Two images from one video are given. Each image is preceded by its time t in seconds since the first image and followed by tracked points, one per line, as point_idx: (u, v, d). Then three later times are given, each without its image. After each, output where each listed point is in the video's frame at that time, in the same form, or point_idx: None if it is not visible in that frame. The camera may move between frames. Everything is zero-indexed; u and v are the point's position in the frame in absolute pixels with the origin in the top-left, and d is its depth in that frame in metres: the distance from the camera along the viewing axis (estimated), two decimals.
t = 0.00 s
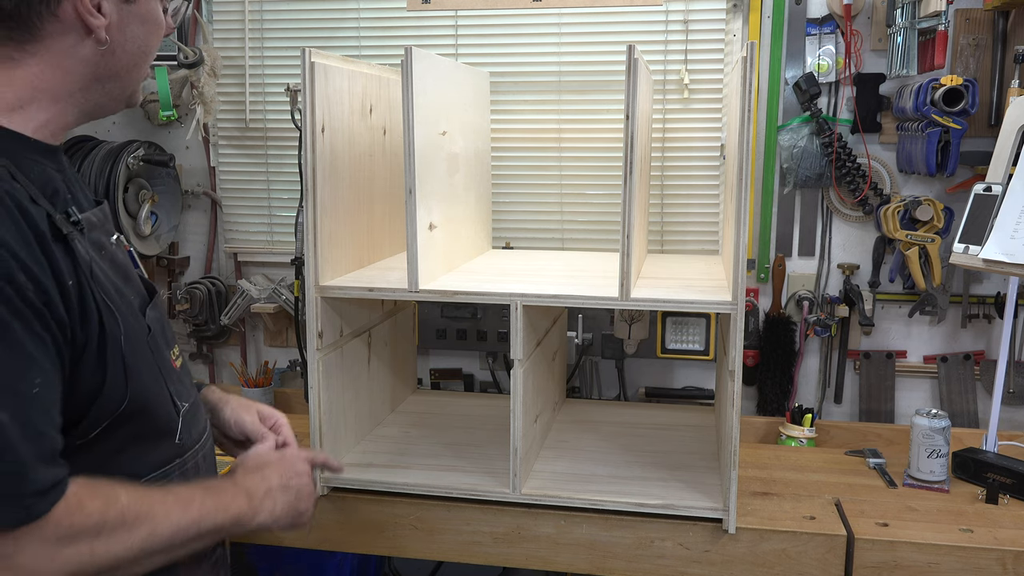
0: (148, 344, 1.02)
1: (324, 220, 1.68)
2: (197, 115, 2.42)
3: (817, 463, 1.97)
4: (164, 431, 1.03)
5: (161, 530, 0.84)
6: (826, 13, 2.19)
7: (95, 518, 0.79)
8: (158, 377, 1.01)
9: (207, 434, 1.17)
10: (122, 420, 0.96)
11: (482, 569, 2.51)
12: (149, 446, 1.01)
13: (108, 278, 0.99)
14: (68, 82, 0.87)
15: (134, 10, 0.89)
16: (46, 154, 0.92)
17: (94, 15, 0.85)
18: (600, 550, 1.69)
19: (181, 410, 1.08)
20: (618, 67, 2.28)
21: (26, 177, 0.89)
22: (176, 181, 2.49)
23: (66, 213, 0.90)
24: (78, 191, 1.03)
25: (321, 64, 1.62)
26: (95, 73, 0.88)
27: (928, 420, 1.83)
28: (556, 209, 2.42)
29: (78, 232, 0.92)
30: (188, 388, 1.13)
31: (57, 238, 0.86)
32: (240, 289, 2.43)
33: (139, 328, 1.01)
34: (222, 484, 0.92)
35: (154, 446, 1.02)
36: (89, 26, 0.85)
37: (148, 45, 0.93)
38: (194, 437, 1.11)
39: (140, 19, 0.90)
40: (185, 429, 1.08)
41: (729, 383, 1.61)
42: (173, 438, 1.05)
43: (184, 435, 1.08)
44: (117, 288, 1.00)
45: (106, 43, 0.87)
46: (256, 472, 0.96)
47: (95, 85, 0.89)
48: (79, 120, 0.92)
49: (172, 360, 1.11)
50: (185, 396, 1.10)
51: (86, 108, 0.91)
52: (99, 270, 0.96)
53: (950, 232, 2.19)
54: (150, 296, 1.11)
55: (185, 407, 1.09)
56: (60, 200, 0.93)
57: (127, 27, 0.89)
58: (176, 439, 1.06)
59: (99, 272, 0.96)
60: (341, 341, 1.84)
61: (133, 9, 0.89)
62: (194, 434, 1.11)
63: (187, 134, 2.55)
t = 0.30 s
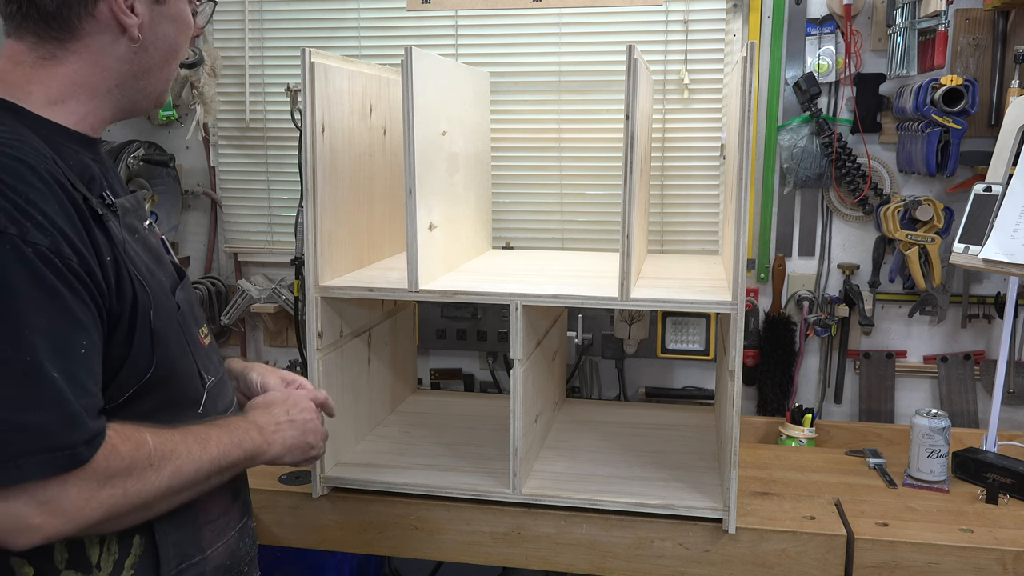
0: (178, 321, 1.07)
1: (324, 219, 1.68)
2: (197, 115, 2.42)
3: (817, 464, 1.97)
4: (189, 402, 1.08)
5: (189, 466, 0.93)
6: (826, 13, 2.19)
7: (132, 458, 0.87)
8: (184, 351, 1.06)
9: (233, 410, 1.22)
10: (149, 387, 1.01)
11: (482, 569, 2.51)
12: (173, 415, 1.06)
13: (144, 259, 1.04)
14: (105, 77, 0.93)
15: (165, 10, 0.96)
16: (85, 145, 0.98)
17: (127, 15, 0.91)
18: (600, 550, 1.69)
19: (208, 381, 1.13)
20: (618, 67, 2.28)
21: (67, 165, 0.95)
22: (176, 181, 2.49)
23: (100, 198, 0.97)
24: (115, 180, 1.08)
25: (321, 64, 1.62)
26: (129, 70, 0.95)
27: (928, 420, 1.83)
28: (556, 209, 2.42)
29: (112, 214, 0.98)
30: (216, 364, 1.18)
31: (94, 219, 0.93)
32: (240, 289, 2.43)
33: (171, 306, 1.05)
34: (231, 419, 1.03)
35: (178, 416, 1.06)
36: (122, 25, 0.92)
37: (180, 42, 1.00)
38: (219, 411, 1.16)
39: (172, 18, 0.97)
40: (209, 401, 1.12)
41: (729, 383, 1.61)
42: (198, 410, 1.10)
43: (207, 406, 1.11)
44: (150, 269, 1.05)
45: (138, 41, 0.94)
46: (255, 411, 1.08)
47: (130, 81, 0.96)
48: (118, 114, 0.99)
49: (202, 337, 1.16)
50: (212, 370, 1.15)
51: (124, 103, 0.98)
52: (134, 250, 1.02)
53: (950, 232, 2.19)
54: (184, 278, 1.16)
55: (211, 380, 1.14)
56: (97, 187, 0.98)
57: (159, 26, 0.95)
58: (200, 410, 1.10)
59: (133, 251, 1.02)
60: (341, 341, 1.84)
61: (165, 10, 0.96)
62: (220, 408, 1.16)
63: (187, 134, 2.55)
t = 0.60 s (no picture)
0: (189, 312, 1.12)
1: (324, 220, 1.68)
2: (198, 115, 2.42)
3: (817, 464, 1.97)
4: (201, 387, 1.14)
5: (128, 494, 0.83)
6: (826, 13, 2.18)
7: (45, 462, 0.79)
8: (196, 340, 1.12)
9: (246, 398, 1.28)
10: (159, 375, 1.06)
11: (482, 569, 2.51)
12: (186, 399, 1.13)
13: (156, 251, 1.09)
14: (124, 74, 0.99)
15: (181, 11, 1.01)
16: (101, 141, 1.04)
17: (144, 15, 0.96)
18: (600, 550, 1.69)
19: (220, 369, 1.20)
20: (618, 67, 2.28)
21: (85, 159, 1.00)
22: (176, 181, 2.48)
23: (116, 191, 1.03)
24: (133, 175, 1.13)
25: (321, 64, 1.62)
26: (148, 68, 1.00)
27: (928, 420, 1.83)
28: (556, 209, 2.42)
29: (126, 209, 1.02)
30: (228, 353, 1.25)
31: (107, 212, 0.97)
32: (240, 290, 2.43)
33: (183, 298, 1.10)
34: (213, 467, 0.92)
35: (192, 401, 1.14)
36: (140, 24, 0.97)
37: (196, 42, 1.05)
38: (232, 398, 1.22)
39: (187, 19, 1.02)
40: (222, 389, 1.20)
41: (729, 383, 1.61)
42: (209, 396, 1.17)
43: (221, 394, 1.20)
44: (163, 261, 1.10)
45: (154, 40, 0.99)
46: (248, 461, 0.96)
47: (147, 79, 1.01)
48: (136, 108, 1.05)
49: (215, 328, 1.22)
50: (224, 359, 1.22)
51: (143, 98, 1.03)
52: (148, 244, 1.07)
53: (950, 232, 2.19)
54: (196, 271, 1.21)
55: (223, 368, 1.21)
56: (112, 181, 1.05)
57: (174, 26, 1.01)
58: (215, 396, 1.18)
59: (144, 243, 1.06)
60: (341, 341, 1.84)
61: (181, 11, 1.01)
62: (232, 395, 1.22)
63: (187, 134, 2.55)
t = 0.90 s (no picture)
0: (198, 304, 1.12)
1: (324, 220, 1.68)
2: (198, 115, 2.42)
3: (817, 464, 1.97)
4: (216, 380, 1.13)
5: (184, 446, 0.88)
6: (826, 13, 2.18)
7: (118, 425, 0.84)
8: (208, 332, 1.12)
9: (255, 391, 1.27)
10: (174, 366, 1.04)
11: (482, 569, 2.51)
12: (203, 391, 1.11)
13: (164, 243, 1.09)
14: (129, 70, 0.99)
15: (186, 8, 1.01)
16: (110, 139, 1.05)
17: (149, 11, 0.96)
18: (600, 550, 1.69)
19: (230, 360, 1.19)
20: (618, 67, 2.28)
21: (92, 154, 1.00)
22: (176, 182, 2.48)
23: (122, 186, 1.04)
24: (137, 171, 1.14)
25: (321, 64, 1.62)
26: (152, 64, 1.00)
27: (928, 420, 1.83)
28: (556, 209, 2.42)
29: (132, 202, 1.02)
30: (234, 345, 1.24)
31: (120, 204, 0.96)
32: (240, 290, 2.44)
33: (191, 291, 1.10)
34: (261, 391, 0.94)
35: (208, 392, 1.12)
36: (144, 20, 0.97)
37: (200, 38, 1.05)
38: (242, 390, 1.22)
39: (191, 15, 1.02)
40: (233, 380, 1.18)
41: (729, 383, 1.61)
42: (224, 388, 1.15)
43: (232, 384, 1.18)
44: (172, 254, 1.09)
45: (159, 36, 0.99)
46: (291, 370, 0.97)
47: (152, 75, 1.01)
48: (142, 105, 1.04)
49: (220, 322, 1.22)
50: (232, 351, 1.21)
51: (147, 95, 1.03)
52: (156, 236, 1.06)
53: (950, 232, 2.19)
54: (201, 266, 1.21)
55: (231, 360, 1.20)
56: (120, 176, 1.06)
57: (179, 22, 1.00)
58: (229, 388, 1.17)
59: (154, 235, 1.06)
60: (341, 341, 1.84)
61: (186, 8, 1.01)
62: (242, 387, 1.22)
63: (187, 134, 2.55)
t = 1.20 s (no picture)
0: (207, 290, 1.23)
1: (324, 220, 1.68)
2: (198, 115, 2.42)
3: (817, 464, 1.97)
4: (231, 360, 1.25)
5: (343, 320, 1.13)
6: (826, 13, 2.18)
7: (310, 321, 1.07)
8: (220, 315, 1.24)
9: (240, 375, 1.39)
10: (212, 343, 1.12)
11: (482, 569, 2.51)
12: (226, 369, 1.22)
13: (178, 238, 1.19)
14: (136, 68, 1.02)
15: (188, 10, 1.05)
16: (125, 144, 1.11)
17: (156, 9, 1.00)
18: (600, 550, 1.68)
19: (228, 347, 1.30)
20: (618, 67, 2.28)
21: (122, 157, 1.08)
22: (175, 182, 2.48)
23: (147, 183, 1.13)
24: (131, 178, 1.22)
25: (321, 64, 1.62)
26: (156, 62, 1.03)
27: (928, 420, 1.83)
28: (556, 209, 2.42)
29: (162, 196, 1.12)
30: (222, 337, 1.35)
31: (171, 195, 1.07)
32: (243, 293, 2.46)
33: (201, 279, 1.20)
34: (353, 270, 1.19)
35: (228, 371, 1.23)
36: (151, 19, 1.00)
37: (199, 40, 1.08)
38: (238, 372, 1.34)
39: (192, 18, 1.05)
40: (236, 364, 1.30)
41: (729, 383, 1.61)
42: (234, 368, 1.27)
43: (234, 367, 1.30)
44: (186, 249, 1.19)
45: (163, 34, 1.02)
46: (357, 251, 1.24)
47: (155, 73, 1.04)
48: (143, 104, 1.07)
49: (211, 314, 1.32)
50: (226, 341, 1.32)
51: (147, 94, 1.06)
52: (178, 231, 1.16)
53: (950, 232, 2.19)
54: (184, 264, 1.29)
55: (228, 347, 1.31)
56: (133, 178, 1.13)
57: (182, 23, 1.04)
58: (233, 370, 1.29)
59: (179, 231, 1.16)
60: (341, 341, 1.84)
61: (188, 10, 1.05)
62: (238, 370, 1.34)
63: (187, 134, 2.55)
